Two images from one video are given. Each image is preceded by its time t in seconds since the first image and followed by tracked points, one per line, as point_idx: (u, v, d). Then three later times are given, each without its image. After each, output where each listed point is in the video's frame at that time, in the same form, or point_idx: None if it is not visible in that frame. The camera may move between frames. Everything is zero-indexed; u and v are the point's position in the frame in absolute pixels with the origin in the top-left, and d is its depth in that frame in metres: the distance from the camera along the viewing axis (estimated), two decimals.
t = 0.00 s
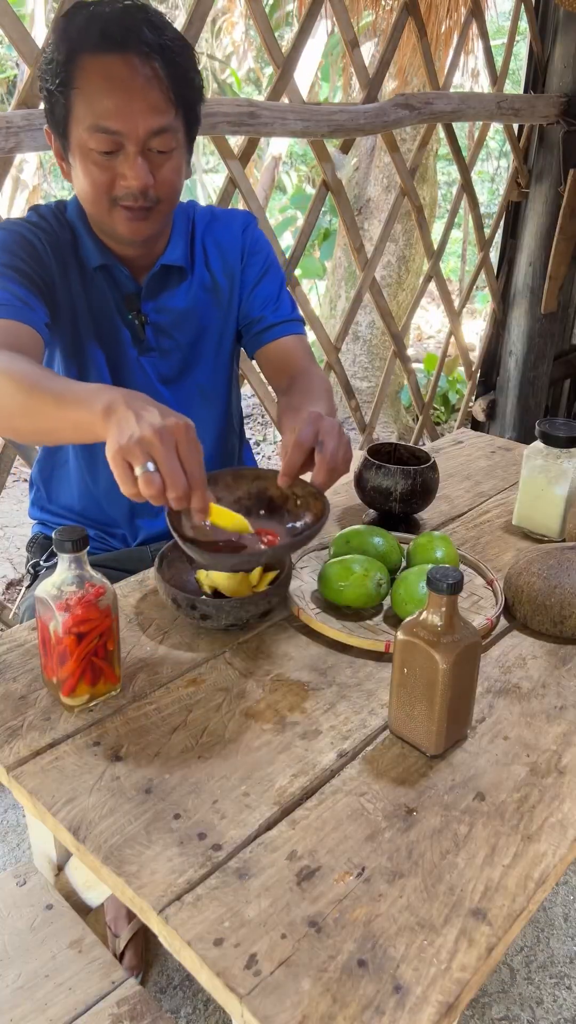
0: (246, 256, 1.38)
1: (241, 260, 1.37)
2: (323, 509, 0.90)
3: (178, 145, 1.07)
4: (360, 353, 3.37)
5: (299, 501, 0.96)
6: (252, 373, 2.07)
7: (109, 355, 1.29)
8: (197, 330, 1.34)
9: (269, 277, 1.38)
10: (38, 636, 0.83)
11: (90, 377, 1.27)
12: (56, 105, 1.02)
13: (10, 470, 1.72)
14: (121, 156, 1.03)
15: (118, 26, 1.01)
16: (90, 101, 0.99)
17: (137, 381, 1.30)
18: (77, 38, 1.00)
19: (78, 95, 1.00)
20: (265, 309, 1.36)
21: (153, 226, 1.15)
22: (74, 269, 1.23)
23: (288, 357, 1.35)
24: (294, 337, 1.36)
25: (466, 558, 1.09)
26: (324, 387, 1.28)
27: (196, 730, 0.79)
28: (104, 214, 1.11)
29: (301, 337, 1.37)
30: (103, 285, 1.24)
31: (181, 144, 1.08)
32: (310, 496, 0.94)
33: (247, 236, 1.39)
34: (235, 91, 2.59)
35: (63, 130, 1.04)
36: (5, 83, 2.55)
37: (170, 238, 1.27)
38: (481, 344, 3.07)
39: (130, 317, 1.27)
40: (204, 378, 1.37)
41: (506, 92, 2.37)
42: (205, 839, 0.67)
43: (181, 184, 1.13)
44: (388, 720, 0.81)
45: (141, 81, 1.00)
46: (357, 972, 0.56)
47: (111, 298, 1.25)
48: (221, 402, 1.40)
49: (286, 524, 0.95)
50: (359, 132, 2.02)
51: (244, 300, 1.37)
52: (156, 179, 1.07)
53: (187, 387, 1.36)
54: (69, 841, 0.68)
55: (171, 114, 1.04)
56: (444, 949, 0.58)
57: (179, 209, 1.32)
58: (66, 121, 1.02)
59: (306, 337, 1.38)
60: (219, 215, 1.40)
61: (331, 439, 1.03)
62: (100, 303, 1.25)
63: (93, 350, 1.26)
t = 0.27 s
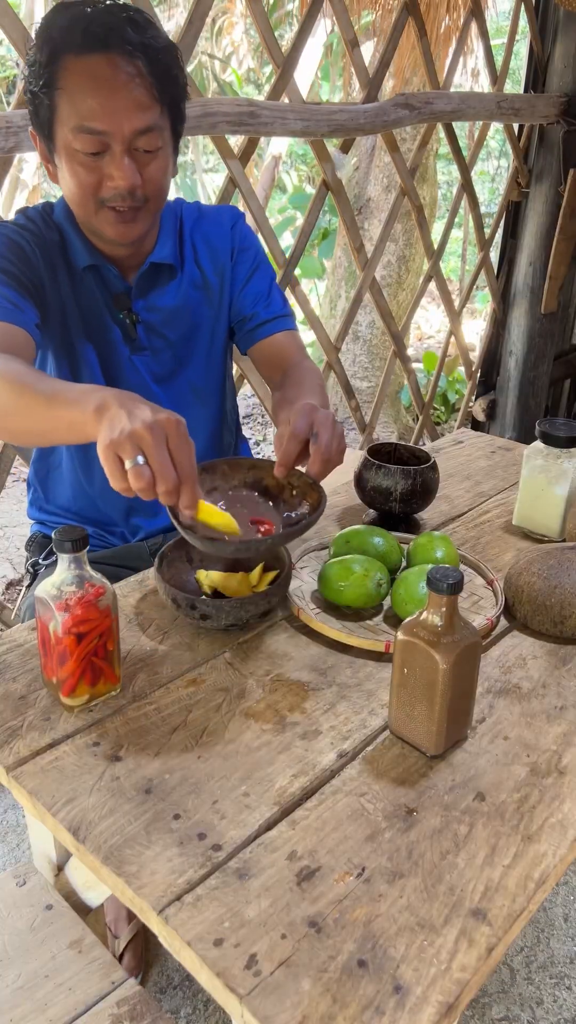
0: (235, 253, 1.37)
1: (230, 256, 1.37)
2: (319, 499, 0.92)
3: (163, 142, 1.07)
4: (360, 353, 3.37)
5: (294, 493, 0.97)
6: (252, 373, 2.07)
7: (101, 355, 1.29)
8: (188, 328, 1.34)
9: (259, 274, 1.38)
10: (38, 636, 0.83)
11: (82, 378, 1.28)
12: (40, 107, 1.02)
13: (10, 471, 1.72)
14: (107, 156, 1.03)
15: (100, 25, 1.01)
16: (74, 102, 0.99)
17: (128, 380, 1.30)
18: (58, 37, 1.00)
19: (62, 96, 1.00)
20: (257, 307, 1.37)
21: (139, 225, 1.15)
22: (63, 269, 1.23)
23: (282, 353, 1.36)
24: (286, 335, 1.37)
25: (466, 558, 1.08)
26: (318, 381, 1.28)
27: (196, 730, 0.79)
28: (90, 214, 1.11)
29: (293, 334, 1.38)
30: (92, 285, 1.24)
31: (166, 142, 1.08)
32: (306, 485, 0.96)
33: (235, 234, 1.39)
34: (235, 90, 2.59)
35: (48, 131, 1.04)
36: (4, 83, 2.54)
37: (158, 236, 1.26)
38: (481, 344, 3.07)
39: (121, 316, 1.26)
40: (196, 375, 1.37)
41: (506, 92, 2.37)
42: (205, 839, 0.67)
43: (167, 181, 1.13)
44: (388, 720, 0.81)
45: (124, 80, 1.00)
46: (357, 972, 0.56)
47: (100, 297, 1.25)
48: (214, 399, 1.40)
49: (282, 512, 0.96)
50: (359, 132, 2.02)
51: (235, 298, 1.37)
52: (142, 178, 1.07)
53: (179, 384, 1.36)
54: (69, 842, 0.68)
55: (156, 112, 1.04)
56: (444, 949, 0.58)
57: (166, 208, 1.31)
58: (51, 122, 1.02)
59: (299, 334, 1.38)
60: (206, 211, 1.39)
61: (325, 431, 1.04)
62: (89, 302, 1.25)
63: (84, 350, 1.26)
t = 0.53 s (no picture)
0: (229, 264, 1.37)
1: (224, 268, 1.37)
2: (318, 531, 0.91)
3: (151, 163, 1.06)
4: (360, 353, 3.36)
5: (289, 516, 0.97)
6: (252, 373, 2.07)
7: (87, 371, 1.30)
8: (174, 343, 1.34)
9: (253, 286, 1.37)
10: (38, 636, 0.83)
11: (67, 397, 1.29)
12: (20, 121, 1.01)
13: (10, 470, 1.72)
14: (92, 177, 1.02)
15: (87, 36, 0.99)
16: (58, 119, 0.98)
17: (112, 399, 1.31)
18: (42, 47, 0.98)
19: (46, 111, 0.99)
20: (252, 320, 1.36)
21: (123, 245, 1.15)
22: (47, 286, 1.23)
23: (277, 368, 1.37)
24: (282, 349, 1.37)
25: (466, 558, 1.08)
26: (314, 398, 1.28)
27: (196, 730, 0.79)
28: (75, 233, 1.11)
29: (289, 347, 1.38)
30: (76, 303, 1.24)
31: (155, 160, 1.07)
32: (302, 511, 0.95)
33: (227, 244, 1.37)
34: (235, 90, 2.59)
35: (29, 145, 1.03)
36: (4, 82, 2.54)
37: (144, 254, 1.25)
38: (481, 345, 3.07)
39: (106, 335, 1.27)
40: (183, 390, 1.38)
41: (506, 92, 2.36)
42: (205, 839, 0.67)
43: (155, 199, 1.12)
44: (388, 720, 0.81)
45: (111, 97, 0.99)
46: (357, 972, 0.56)
47: (85, 316, 1.25)
48: (202, 410, 1.41)
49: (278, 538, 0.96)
50: (358, 132, 2.01)
51: (229, 311, 1.37)
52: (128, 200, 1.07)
53: (165, 400, 1.37)
54: (69, 842, 0.68)
55: (145, 132, 1.03)
56: (444, 949, 0.58)
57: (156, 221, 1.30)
58: (33, 136, 1.01)
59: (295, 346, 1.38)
60: (198, 219, 1.38)
61: (324, 455, 1.03)
62: (74, 320, 1.26)
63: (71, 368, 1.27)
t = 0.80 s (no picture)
0: (245, 268, 1.33)
1: (241, 271, 1.32)
2: (338, 554, 0.85)
3: (195, 195, 0.89)
4: (360, 353, 3.36)
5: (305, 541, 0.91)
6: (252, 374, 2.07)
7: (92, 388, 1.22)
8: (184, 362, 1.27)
9: (269, 291, 1.34)
10: (38, 637, 0.83)
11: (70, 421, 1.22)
12: (42, 132, 0.84)
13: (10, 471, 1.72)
14: (123, 209, 0.85)
15: (132, 41, 0.81)
16: (90, 139, 0.81)
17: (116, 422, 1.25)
18: (76, 50, 0.80)
19: (75, 128, 0.81)
20: (267, 329, 1.34)
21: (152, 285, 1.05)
22: (49, 300, 1.14)
23: (295, 379, 1.34)
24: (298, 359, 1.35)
25: (467, 558, 1.08)
26: (335, 413, 1.24)
27: (196, 730, 0.79)
28: (96, 262, 0.95)
29: (306, 356, 1.35)
30: (84, 322, 1.16)
31: (199, 192, 0.90)
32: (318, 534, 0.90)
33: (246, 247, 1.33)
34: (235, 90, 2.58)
35: (48, 162, 0.86)
36: (4, 83, 2.54)
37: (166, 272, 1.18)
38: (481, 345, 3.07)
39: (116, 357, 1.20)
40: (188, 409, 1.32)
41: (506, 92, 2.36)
42: (205, 839, 0.67)
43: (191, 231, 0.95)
44: (388, 720, 0.81)
45: (155, 119, 0.81)
46: (357, 972, 0.56)
47: (94, 337, 1.17)
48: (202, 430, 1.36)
49: (288, 562, 0.91)
50: (359, 132, 2.01)
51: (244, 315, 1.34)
52: (160, 239, 0.90)
53: (169, 421, 1.31)
54: (69, 842, 0.68)
55: (192, 163, 0.85)
56: (444, 949, 0.58)
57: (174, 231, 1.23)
58: (54, 152, 0.84)
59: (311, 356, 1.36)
60: (215, 219, 1.33)
61: (345, 468, 0.98)
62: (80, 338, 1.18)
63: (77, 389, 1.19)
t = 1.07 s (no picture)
0: (261, 193, 1.16)
1: (255, 195, 1.16)
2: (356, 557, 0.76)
3: (221, 122, 0.76)
4: (360, 353, 3.36)
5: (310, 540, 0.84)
6: (252, 374, 2.07)
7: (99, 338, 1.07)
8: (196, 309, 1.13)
9: (285, 221, 1.18)
10: (38, 637, 0.83)
11: (72, 377, 1.07)
12: (46, 34, 0.71)
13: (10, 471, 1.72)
14: (139, 133, 0.73)
15: None
16: (103, 47, 0.68)
17: (123, 377, 1.11)
18: None
19: (86, 33, 0.68)
20: (279, 263, 1.19)
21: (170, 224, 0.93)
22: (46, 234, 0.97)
23: (306, 322, 1.20)
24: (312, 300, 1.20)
25: (467, 558, 1.08)
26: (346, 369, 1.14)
27: (196, 730, 0.79)
28: (107, 195, 0.82)
29: (320, 297, 1.20)
30: (90, 260, 1.00)
31: (224, 119, 0.77)
32: (333, 535, 0.82)
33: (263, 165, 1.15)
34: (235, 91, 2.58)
35: (53, 70, 0.72)
36: (5, 85, 2.54)
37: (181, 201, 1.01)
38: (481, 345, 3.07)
39: (127, 300, 1.04)
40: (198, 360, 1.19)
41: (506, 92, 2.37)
42: (205, 839, 0.67)
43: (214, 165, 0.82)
44: (388, 720, 0.81)
45: (180, 28, 0.68)
46: (358, 972, 0.56)
47: (102, 277, 1.02)
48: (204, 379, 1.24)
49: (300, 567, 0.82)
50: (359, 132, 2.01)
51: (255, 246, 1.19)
52: (181, 176, 0.78)
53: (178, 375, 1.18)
54: (69, 842, 0.68)
55: (221, 84, 0.73)
56: (444, 949, 0.58)
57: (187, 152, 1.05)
58: (59, 63, 0.71)
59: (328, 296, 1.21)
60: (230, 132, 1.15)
61: (360, 454, 0.90)
62: (84, 278, 1.02)
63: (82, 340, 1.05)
